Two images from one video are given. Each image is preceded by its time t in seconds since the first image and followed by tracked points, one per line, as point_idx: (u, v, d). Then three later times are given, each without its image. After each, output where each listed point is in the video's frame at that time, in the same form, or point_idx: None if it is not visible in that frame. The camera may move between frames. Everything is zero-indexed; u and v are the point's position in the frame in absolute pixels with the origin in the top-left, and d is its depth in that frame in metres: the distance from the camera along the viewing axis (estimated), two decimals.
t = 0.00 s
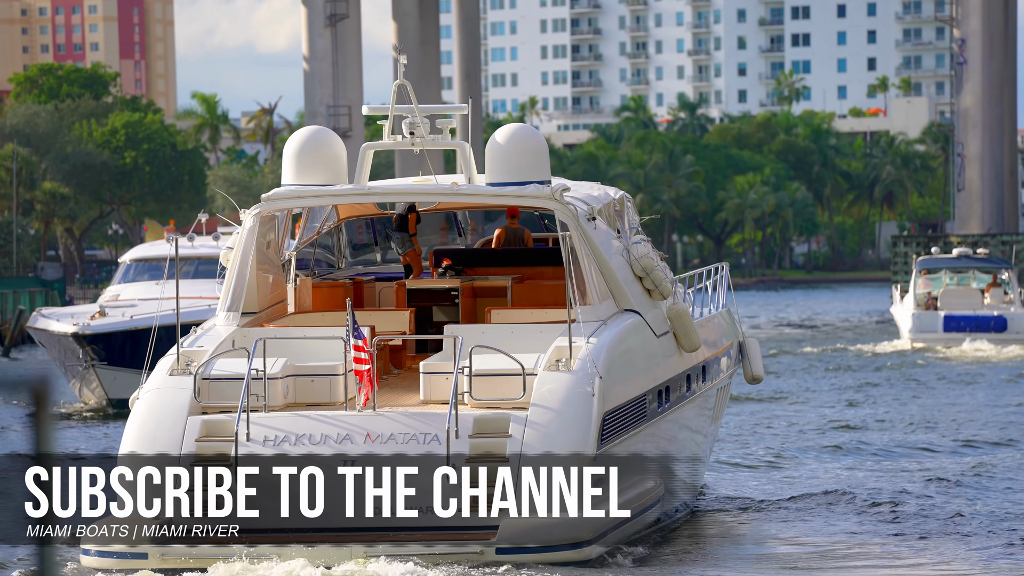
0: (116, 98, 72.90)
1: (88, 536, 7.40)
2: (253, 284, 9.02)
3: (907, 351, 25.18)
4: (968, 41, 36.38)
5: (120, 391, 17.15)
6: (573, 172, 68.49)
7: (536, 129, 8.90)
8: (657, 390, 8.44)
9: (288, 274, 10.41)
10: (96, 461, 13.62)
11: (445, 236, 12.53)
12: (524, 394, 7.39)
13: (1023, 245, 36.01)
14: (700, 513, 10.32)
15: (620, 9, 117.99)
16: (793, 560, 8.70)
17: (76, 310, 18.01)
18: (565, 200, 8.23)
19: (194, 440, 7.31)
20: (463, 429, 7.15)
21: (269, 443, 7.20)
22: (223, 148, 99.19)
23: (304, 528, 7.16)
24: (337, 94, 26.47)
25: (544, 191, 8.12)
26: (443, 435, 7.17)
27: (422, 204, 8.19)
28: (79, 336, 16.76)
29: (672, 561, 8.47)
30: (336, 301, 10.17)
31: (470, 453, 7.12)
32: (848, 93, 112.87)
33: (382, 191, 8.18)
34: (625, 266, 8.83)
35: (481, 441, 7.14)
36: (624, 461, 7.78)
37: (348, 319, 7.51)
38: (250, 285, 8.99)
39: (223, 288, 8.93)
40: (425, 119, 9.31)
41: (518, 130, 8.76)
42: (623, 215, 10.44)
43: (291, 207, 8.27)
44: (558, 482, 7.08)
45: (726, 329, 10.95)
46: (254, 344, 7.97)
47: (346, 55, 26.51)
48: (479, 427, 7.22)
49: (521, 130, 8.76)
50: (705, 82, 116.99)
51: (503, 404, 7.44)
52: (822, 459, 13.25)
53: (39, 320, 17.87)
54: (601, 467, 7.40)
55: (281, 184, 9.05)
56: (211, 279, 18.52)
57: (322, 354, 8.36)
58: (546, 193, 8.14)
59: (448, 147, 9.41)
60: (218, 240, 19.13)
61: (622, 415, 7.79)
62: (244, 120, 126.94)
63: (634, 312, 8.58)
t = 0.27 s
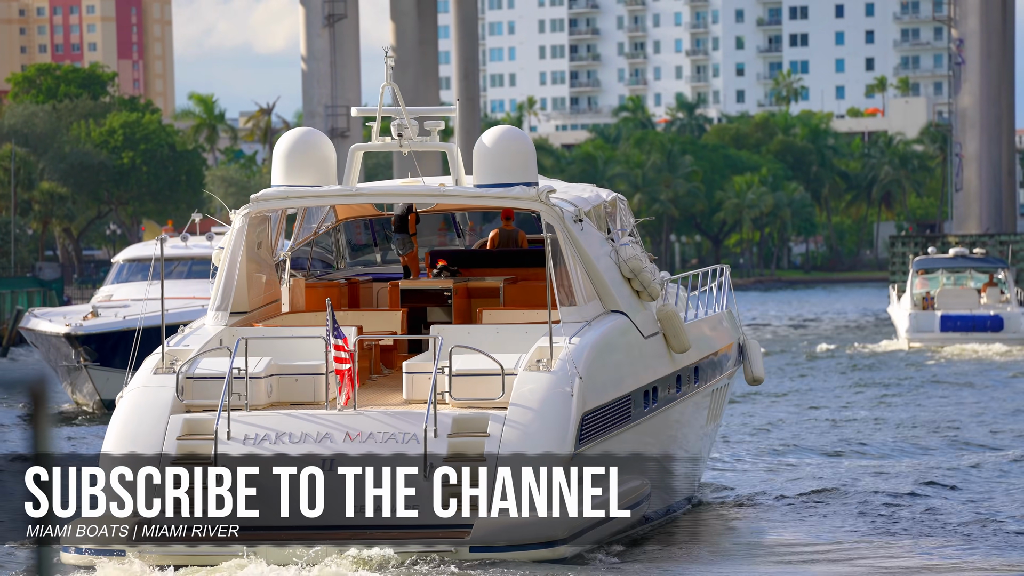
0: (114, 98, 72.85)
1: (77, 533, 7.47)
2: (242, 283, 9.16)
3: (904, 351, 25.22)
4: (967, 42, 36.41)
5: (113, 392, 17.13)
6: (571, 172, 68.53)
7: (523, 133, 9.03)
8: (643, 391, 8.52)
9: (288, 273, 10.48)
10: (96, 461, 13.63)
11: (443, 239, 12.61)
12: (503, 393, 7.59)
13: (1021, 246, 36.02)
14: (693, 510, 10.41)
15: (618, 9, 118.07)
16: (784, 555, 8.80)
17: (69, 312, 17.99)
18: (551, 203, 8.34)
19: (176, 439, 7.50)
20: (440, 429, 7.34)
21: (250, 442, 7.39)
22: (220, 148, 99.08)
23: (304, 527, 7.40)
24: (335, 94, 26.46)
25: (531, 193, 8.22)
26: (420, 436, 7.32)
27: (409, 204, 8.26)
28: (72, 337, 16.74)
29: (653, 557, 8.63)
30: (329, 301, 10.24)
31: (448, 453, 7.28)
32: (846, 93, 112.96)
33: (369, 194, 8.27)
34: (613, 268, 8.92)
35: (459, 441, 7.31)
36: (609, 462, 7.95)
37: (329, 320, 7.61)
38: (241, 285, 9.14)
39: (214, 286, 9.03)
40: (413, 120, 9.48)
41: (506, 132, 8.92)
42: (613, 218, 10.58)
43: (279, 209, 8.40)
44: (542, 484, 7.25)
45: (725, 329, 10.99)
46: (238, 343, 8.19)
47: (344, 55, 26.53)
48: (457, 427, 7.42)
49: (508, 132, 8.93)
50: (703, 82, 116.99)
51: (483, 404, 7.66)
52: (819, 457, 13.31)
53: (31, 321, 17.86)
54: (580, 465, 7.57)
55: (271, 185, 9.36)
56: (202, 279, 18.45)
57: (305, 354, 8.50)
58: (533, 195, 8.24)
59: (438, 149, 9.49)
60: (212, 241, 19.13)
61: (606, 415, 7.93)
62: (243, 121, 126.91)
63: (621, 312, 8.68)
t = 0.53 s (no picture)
0: (107, 98, 72.84)
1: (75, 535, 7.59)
2: (229, 281, 9.37)
3: (897, 351, 25.30)
4: (960, 42, 36.47)
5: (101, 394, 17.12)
6: (565, 172, 68.63)
7: (509, 135, 9.15)
8: (627, 390, 8.62)
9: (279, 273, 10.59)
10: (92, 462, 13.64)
11: (439, 236, 12.55)
12: (480, 392, 7.70)
13: (1015, 246, 36.07)
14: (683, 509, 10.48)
15: (612, 10, 118.24)
16: (773, 553, 8.87)
17: (57, 312, 17.96)
18: (534, 203, 8.48)
19: (154, 437, 7.66)
20: (417, 429, 7.50)
21: (227, 440, 7.54)
22: (214, 149, 98.98)
23: (303, 528, 7.45)
24: (329, 94, 26.44)
25: (514, 193, 8.41)
26: (395, 434, 7.46)
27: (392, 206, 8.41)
28: (60, 338, 16.71)
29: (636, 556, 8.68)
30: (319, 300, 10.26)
31: (424, 452, 7.44)
32: (840, 93, 113.07)
33: (352, 195, 8.47)
34: (598, 267, 9.03)
35: (435, 439, 7.47)
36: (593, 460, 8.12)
37: (305, 320, 7.79)
38: (228, 280, 9.34)
39: (203, 286, 9.25)
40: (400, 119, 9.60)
41: (489, 134, 9.03)
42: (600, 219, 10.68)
43: (265, 209, 8.64)
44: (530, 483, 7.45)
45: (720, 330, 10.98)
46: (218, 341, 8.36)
47: (338, 55, 26.55)
48: (434, 426, 7.56)
49: (494, 133, 9.06)
50: (697, 83, 117.09)
51: (462, 403, 7.79)
52: (814, 456, 13.37)
53: (20, 322, 17.84)
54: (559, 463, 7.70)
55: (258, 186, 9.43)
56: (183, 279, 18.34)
57: (281, 355, 8.79)
58: (515, 196, 8.42)
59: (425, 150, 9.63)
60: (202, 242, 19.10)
61: (588, 413, 8.08)
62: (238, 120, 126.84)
63: (604, 312, 8.80)
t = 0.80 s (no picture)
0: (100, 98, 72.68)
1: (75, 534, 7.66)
2: (214, 280, 9.44)
3: (889, 350, 25.33)
4: (953, 42, 36.53)
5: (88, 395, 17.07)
6: (558, 171, 68.66)
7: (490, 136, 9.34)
8: (609, 387, 8.75)
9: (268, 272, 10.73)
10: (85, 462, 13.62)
11: (431, 237, 12.56)
12: (455, 389, 7.90)
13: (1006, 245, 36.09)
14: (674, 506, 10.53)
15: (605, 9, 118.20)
16: (763, 551, 8.94)
17: (44, 313, 17.92)
18: (514, 201, 8.68)
19: (132, 436, 7.81)
20: (394, 427, 7.64)
21: (204, 438, 7.68)
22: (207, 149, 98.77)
23: (302, 526, 7.53)
24: (322, 94, 26.39)
25: (494, 192, 8.59)
26: (369, 432, 7.62)
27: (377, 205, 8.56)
28: (47, 338, 16.67)
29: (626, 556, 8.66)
30: (304, 299, 10.37)
31: (399, 450, 7.56)
32: (833, 94, 113.30)
33: (336, 194, 8.62)
34: (580, 267, 9.23)
35: (412, 436, 7.61)
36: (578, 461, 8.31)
37: (281, 319, 7.97)
38: (210, 276, 9.38)
39: (188, 285, 9.32)
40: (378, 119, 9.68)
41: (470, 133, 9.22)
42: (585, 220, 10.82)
43: (250, 209, 8.79)
44: (508, 483, 7.61)
45: (711, 328, 11.05)
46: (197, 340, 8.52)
47: (332, 55, 26.51)
48: (410, 424, 7.70)
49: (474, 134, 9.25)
50: (690, 82, 117.26)
51: (439, 401, 7.94)
52: (805, 456, 13.41)
53: (7, 322, 17.79)
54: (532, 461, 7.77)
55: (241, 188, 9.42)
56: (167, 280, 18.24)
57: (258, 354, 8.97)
58: (496, 195, 8.62)
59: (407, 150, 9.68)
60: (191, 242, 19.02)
61: (568, 409, 8.22)
62: (231, 119, 126.63)
63: (586, 310, 8.99)
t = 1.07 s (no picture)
0: (95, 97, 72.67)
1: (76, 534, 7.70)
2: (202, 280, 9.61)
3: (885, 349, 25.35)
4: (949, 40, 36.53)
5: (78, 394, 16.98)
6: (553, 172, 68.69)
7: (474, 132, 9.42)
8: (594, 382, 8.80)
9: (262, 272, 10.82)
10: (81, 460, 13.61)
11: (428, 236, 12.55)
12: (435, 385, 8.03)
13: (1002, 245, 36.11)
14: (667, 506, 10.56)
15: (601, 9, 118.25)
16: (757, 549, 8.98)
17: (33, 313, 17.83)
18: (497, 199, 8.74)
19: (114, 434, 7.90)
20: (372, 423, 7.71)
21: (184, 436, 7.78)
22: (203, 149, 98.67)
23: (303, 526, 7.53)
24: (318, 93, 26.34)
25: (476, 190, 8.66)
26: (345, 426, 7.72)
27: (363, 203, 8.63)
28: (37, 338, 16.58)
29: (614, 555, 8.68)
30: (297, 298, 10.45)
31: (377, 446, 7.65)
32: (829, 93, 113.31)
33: (319, 192, 8.72)
34: (567, 264, 9.30)
35: (391, 432, 7.70)
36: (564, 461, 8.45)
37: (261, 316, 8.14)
38: (198, 274, 9.55)
39: (177, 285, 9.53)
40: (362, 117, 9.81)
41: (454, 132, 9.30)
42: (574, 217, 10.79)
43: (235, 208, 8.92)
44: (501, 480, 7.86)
45: (706, 325, 11.02)
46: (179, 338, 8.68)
47: (327, 54, 26.48)
48: (389, 419, 7.78)
49: (460, 130, 9.34)
50: (686, 82, 117.36)
51: (420, 397, 8.10)
52: (799, 454, 13.45)
53: None
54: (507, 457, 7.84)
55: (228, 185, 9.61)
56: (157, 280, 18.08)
57: (241, 352, 9.01)
58: (478, 193, 8.69)
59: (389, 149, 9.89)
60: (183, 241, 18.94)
61: (550, 405, 8.29)
62: (227, 119, 126.61)
63: (571, 306, 9.05)
